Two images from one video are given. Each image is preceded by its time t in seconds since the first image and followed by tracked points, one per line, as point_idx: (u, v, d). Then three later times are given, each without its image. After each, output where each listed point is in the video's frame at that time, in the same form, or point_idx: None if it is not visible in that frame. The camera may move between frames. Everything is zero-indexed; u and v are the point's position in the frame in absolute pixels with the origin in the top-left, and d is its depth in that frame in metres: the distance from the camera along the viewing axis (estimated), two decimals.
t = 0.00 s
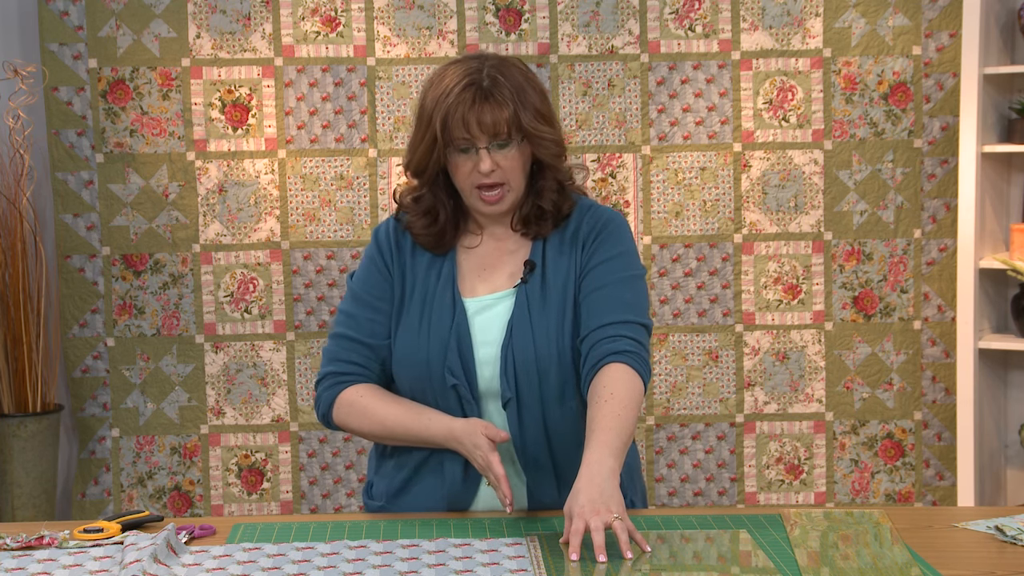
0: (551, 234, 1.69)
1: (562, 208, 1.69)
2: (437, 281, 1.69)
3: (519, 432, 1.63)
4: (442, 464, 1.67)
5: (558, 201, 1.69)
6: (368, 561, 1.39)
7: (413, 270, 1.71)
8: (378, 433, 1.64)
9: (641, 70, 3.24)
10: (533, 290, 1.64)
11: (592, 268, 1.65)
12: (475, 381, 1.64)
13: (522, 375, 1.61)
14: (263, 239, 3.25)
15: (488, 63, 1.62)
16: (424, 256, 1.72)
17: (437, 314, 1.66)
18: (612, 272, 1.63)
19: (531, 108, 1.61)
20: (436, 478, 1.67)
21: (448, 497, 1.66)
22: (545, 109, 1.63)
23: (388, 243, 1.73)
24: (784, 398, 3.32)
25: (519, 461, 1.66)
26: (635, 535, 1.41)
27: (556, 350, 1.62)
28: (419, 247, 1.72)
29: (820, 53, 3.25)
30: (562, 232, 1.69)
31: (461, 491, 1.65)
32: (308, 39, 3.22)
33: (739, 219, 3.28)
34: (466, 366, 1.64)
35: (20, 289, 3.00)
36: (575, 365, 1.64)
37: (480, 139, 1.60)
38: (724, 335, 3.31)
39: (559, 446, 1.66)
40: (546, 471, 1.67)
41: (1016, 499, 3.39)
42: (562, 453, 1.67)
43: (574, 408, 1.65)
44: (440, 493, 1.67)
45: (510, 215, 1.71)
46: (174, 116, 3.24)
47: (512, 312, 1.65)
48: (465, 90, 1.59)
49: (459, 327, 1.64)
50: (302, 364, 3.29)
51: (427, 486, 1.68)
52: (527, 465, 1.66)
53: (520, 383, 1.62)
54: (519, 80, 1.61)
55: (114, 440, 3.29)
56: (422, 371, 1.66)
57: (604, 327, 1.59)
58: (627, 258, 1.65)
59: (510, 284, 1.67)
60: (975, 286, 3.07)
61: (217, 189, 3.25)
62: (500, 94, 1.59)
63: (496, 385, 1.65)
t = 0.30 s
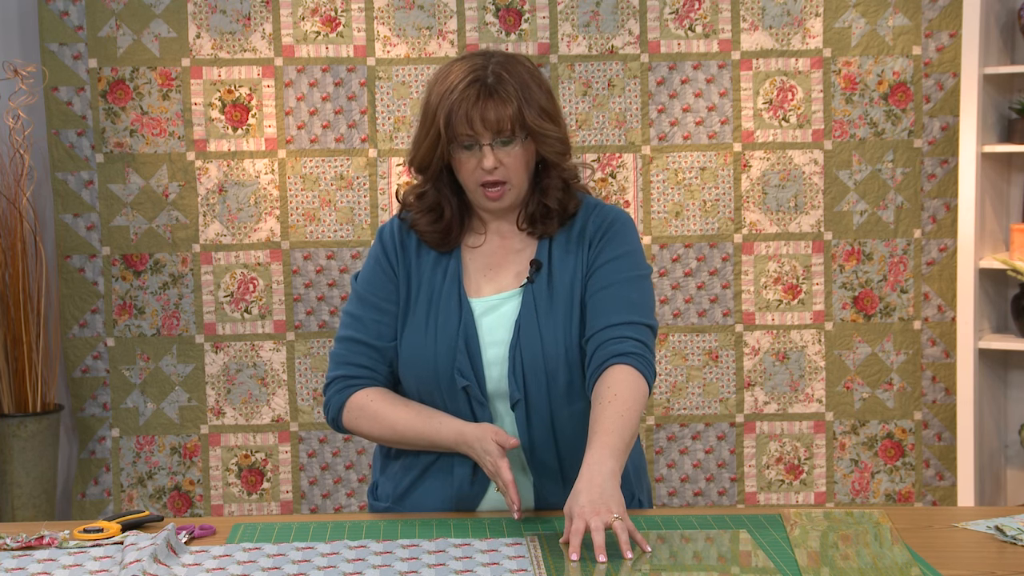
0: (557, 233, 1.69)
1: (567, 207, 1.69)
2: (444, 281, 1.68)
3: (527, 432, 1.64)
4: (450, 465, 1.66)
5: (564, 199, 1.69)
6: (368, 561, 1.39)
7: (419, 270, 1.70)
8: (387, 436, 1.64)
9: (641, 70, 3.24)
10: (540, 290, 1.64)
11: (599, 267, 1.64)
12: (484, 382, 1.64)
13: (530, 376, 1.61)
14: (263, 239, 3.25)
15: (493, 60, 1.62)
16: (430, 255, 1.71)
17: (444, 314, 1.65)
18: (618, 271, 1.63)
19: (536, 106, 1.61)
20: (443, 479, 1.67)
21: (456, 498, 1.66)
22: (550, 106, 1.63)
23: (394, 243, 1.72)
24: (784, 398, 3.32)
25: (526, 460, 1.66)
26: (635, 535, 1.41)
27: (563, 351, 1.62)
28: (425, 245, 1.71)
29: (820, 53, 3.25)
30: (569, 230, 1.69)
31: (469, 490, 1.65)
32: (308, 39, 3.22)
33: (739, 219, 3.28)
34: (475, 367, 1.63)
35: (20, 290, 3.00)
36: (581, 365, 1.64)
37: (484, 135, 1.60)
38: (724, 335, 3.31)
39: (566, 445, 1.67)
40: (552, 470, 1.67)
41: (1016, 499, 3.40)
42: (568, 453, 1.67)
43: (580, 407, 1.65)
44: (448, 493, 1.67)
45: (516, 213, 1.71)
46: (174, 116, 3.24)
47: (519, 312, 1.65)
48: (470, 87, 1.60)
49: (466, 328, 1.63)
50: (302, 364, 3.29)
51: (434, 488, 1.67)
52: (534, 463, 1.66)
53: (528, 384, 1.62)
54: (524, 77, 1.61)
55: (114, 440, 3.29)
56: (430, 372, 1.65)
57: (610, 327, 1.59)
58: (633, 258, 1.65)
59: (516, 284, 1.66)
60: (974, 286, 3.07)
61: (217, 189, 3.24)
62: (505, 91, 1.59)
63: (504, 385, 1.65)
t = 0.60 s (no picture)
0: (560, 233, 1.69)
1: (570, 207, 1.69)
2: (447, 281, 1.68)
3: (532, 433, 1.64)
4: (454, 465, 1.66)
5: (567, 198, 1.68)
6: (368, 561, 1.39)
7: (422, 270, 1.70)
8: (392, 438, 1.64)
9: (641, 70, 3.24)
10: (545, 290, 1.64)
11: (603, 267, 1.64)
12: (490, 383, 1.64)
13: (536, 378, 1.61)
14: (263, 239, 3.25)
15: (497, 58, 1.62)
16: (433, 255, 1.70)
17: (448, 314, 1.65)
18: (622, 271, 1.63)
19: (539, 104, 1.61)
20: (448, 479, 1.67)
21: (461, 497, 1.66)
22: (553, 105, 1.62)
23: (396, 243, 1.71)
24: (784, 398, 3.32)
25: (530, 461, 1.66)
26: (635, 535, 1.41)
27: (568, 351, 1.62)
28: (428, 245, 1.71)
29: (820, 53, 3.25)
30: (572, 230, 1.69)
31: (473, 491, 1.65)
32: (308, 39, 3.22)
33: (739, 219, 3.28)
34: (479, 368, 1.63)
35: (20, 289, 3.00)
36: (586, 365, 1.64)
37: (487, 133, 1.59)
38: (724, 335, 3.31)
39: (571, 445, 1.67)
40: (558, 471, 1.67)
41: (1016, 499, 3.39)
42: (573, 454, 1.67)
43: (586, 408, 1.65)
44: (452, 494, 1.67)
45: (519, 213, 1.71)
46: (174, 116, 3.24)
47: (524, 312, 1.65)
48: (473, 84, 1.59)
49: (471, 329, 1.63)
50: (302, 364, 3.29)
51: (438, 489, 1.67)
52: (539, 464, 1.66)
53: (534, 385, 1.62)
54: (527, 75, 1.61)
55: (114, 440, 3.29)
56: (434, 372, 1.65)
57: (614, 328, 1.59)
58: (638, 258, 1.65)
59: (521, 285, 1.66)
60: (975, 286, 3.07)
61: (217, 189, 3.25)
62: (508, 89, 1.59)
63: (510, 386, 1.65)
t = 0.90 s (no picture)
0: (562, 236, 1.69)
1: (572, 211, 1.68)
2: (455, 283, 1.67)
3: (539, 436, 1.63)
4: (457, 467, 1.66)
5: (568, 199, 1.68)
6: (368, 561, 1.39)
7: (430, 271, 1.68)
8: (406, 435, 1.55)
9: (641, 70, 3.24)
10: (550, 292, 1.64)
11: (607, 268, 1.65)
12: (498, 386, 1.63)
13: (545, 381, 1.62)
14: (263, 239, 3.25)
15: (499, 53, 1.64)
16: (440, 256, 1.69)
17: (457, 318, 1.64)
18: (625, 271, 1.63)
19: (539, 96, 1.62)
20: (450, 480, 1.66)
21: (465, 496, 1.66)
22: (553, 100, 1.63)
23: (403, 243, 1.69)
24: (784, 398, 3.32)
25: (536, 464, 1.65)
26: (635, 535, 1.41)
27: (575, 354, 1.63)
28: (434, 246, 1.70)
29: (820, 53, 3.25)
30: (574, 231, 1.69)
31: (476, 493, 1.65)
32: (308, 39, 3.22)
33: (739, 219, 3.28)
34: (487, 372, 1.62)
35: (20, 289, 3.00)
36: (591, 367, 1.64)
37: (486, 121, 1.60)
38: (724, 335, 3.31)
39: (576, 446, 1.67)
40: (563, 475, 1.66)
41: (1016, 499, 3.39)
42: (578, 457, 1.67)
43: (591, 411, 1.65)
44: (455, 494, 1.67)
45: (519, 212, 1.70)
46: (174, 116, 3.24)
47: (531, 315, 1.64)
48: (474, 74, 1.61)
49: (480, 333, 1.62)
50: (302, 364, 3.29)
51: (439, 489, 1.67)
52: (545, 466, 1.65)
53: (542, 388, 1.62)
54: (529, 69, 1.63)
55: (114, 440, 3.29)
56: (442, 375, 1.64)
57: (618, 329, 1.59)
58: (640, 258, 1.65)
59: (526, 286, 1.66)
60: (974, 286, 3.07)
61: (217, 189, 3.24)
62: (509, 79, 1.60)
63: (518, 388, 1.64)
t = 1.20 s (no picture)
0: (561, 238, 1.69)
1: (569, 213, 1.69)
2: (457, 284, 1.67)
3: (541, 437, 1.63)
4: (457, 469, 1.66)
5: (566, 202, 1.69)
6: (368, 561, 1.39)
7: (432, 272, 1.68)
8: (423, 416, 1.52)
9: (641, 70, 3.24)
10: (551, 293, 1.64)
11: (606, 268, 1.65)
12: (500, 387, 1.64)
13: (546, 382, 1.61)
14: (263, 239, 3.25)
15: (497, 56, 1.63)
16: (441, 258, 1.69)
17: (459, 320, 1.64)
18: (625, 271, 1.63)
19: (537, 101, 1.61)
20: (451, 479, 1.67)
21: (465, 495, 1.65)
22: (551, 104, 1.63)
23: (404, 242, 1.69)
24: (784, 398, 3.32)
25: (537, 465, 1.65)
26: (635, 535, 1.41)
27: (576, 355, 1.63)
28: (434, 248, 1.70)
29: (820, 53, 3.25)
30: (573, 232, 1.69)
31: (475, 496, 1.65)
32: (308, 39, 3.22)
33: (739, 219, 3.28)
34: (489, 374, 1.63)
35: (20, 289, 3.00)
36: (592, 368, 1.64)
37: (483, 125, 1.60)
38: (724, 335, 3.31)
39: (576, 446, 1.67)
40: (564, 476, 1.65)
41: (1017, 500, 3.39)
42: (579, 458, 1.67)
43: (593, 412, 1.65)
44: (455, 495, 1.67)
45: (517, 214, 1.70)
46: (174, 116, 3.24)
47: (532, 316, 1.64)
48: (471, 78, 1.61)
49: (482, 334, 1.63)
50: (302, 364, 3.29)
51: (440, 488, 1.67)
52: (545, 466, 1.64)
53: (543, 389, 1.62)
54: (526, 73, 1.62)
55: (114, 440, 3.29)
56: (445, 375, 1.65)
57: (618, 328, 1.59)
58: (639, 257, 1.65)
59: (526, 288, 1.66)
60: (974, 286, 3.07)
61: (217, 189, 3.25)
62: (506, 83, 1.60)
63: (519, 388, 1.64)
